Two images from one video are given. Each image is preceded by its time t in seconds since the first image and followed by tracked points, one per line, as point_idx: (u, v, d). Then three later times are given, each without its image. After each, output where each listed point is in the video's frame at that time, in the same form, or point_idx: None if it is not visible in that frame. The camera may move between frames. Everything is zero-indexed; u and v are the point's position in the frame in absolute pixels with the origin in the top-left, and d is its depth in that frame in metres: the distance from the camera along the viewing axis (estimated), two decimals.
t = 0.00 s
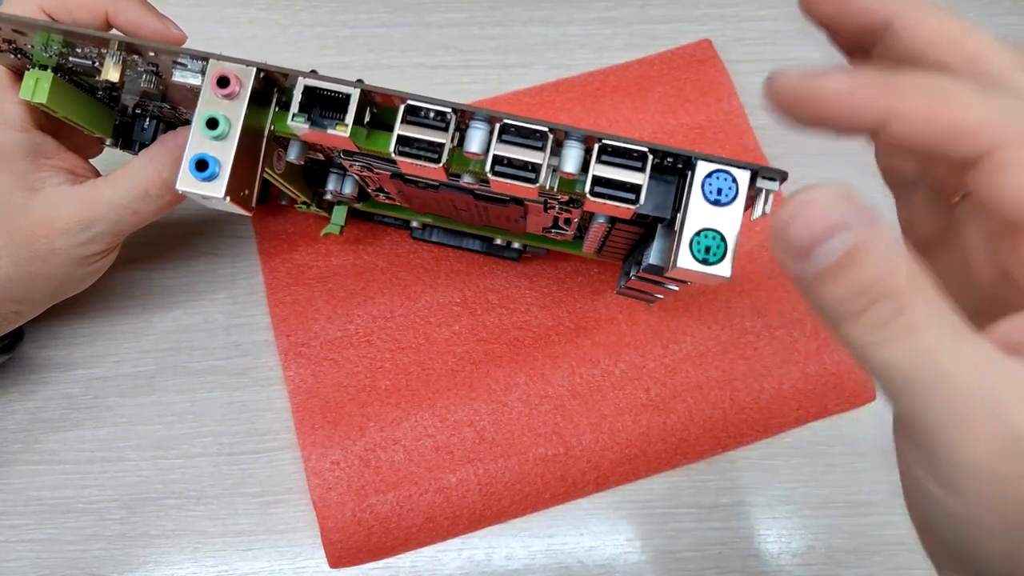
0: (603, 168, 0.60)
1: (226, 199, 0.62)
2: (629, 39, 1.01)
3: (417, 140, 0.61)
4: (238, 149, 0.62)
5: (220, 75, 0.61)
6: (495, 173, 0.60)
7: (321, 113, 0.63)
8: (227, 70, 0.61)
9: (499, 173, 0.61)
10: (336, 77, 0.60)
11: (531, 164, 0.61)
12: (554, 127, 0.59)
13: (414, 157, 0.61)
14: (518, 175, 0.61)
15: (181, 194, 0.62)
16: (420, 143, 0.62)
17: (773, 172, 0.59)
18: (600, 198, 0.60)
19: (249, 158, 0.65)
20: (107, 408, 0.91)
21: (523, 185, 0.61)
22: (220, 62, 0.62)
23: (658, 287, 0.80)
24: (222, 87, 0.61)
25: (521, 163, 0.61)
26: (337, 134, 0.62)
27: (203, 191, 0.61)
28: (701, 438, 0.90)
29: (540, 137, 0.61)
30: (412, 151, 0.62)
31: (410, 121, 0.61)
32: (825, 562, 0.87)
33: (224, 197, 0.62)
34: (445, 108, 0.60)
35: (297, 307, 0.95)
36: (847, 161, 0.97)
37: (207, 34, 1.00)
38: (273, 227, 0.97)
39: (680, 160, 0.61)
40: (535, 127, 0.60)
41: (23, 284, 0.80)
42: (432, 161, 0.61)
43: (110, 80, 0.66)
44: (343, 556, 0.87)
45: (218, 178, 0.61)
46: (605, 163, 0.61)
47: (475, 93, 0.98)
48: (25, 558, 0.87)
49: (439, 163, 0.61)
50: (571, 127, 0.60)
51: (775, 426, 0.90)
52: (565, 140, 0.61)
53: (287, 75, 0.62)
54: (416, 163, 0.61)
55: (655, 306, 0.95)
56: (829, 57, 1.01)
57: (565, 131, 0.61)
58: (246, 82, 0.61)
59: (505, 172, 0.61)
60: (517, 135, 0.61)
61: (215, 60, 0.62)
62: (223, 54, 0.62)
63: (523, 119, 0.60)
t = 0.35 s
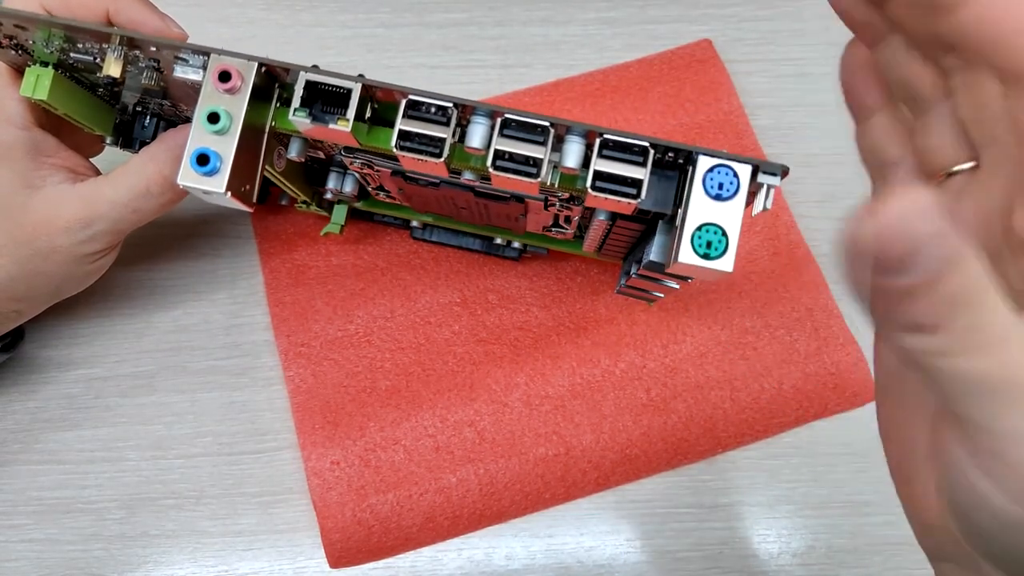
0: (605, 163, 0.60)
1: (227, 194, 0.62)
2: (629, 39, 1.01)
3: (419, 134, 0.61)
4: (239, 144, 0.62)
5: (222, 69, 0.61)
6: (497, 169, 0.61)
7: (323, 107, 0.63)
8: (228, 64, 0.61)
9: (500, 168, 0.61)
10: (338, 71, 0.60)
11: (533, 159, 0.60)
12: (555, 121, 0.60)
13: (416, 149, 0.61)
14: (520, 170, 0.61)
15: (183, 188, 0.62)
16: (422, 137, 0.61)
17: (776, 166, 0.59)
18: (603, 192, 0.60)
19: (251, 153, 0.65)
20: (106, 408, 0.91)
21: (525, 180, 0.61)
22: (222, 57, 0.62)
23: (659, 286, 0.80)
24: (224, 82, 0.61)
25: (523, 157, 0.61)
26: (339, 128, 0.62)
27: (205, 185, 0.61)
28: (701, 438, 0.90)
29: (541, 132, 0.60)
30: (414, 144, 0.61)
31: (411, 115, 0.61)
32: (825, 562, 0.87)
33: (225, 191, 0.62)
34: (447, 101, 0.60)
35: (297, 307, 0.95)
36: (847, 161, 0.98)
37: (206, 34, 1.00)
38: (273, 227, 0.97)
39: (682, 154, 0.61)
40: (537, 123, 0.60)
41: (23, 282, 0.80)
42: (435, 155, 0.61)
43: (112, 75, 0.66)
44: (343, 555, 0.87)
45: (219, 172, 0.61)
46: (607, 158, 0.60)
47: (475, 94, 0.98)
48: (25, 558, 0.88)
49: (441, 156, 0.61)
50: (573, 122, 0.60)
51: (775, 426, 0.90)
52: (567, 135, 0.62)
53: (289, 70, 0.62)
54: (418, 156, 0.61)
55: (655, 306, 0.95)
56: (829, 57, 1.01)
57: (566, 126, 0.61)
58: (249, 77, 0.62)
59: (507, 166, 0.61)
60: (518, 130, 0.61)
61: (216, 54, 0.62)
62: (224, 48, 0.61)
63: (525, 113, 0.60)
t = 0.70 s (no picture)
0: (605, 161, 0.60)
1: (227, 193, 0.62)
2: (629, 39, 1.01)
3: (420, 133, 0.61)
4: (240, 143, 0.62)
5: (222, 68, 0.61)
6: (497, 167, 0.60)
7: (323, 105, 0.63)
8: (228, 63, 0.61)
9: (500, 166, 0.61)
10: (338, 70, 0.60)
11: (533, 157, 0.60)
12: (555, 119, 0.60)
13: (416, 148, 0.61)
14: (520, 169, 0.60)
15: (183, 186, 0.62)
16: (423, 136, 0.61)
17: (776, 165, 0.59)
18: (603, 190, 0.60)
19: (251, 152, 0.65)
20: (106, 408, 0.91)
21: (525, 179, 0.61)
22: (221, 56, 0.62)
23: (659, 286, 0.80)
24: (224, 80, 0.61)
25: (523, 156, 0.60)
26: (339, 127, 0.62)
27: (205, 184, 0.61)
28: (701, 438, 0.90)
29: (542, 130, 0.60)
30: (414, 143, 0.61)
31: (412, 114, 0.61)
32: (825, 563, 0.86)
33: (225, 190, 0.61)
34: (447, 99, 0.60)
35: (297, 307, 0.95)
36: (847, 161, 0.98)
37: (207, 34, 1.00)
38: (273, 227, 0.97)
39: (682, 153, 0.61)
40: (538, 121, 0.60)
41: (22, 282, 0.80)
42: (435, 154, 0.61)
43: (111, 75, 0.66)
44: (342, 555, 0.87)
45: (219, 171, 0.61)
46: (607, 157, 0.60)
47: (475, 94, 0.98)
48: (25, 558, 0.87)
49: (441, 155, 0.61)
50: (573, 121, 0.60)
51: (775, 425, 0.90)
52: (567, 134, 0.62)
53: (290, 69, 0.62)
54: (419, 155, 0.61)
55: (655, 306, 0.95)
56: (829, 58, 1.01)
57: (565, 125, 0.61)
58: (250, 76, 0.62)
59: (507, 164, 0.61)
60: (518, 129, 0.60)
61: (216, 53, 0.62)
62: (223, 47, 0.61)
63: (526, 112, 0.60)
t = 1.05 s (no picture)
0: (605, 160, 0.60)
1: (227, 192, 0.62)
2: (630, 39, 1.01)
3: (420, 133, 0.61)
4: (239, 143, 0.62)
5: (222, 68, 0.61)
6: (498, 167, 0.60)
7: (323, 105, 0.63)
8: (228, 63, 0.61)
9: (500, 166, 0.61)
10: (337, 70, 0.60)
11: (533, 157, 0.60)
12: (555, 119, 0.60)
13: (416, 148, 0.61)
14: (519, 168, 0.60)
15: (183, 186, 0.62)
16: (423, 135, 0.61)
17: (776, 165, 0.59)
18: (602, 190, 0.60)
19: (251, 152, 0.65)
20: (106, 408, 0.91)
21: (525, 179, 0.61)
22: (221, 55, 0.62)
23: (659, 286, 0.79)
24: (224, 80, 0.61)
25: (522, 156, 0.60)
26: (339, 127, 0.62)
27: (206, 183, 0.61)
28: (701, 438, 0.90)
29: (541, 129, 0.60)
30: (415, 142, 0.61)
31: (412, 114, 0.61)
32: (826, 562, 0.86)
33: (225, 189, 0.61)
34: (447, 98, 0.60)
35: (298, 307, 0.95)
36: (846, 161, 0.98)
37: (207, 34, 1.00)
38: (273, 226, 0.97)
39: (682, 152, 0.62)
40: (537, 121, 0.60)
41: (22, 282, 0.80)
42: (435, 153, 0.61)
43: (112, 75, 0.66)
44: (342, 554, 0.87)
45: (219, 171, 0.61)
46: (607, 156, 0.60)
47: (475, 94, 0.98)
48: (25, 558, 0.87)
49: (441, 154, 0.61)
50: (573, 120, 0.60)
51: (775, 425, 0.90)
52: (567, 133, 0.62)
53: (290, 68, 0.62)
54: (419, 154, 0.61)
55: (655, 306, 0.95)
56: (828, 58, 1.01)
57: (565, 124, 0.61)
58: (250, 76, 0.62)
59: (506, 164, 0.60)
60: (518, 129, 0.60)
61: (216, 53, 0.62)
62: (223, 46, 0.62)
63: (526, 112, 0.60)
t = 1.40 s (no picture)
0: (606, 154, 0.60)
1: (227, 186, 0.62)
2: (630, 39, 1.01)
3: (421, 126, 0.61)
4: (241, 137, 0.62)
5: (224, 62, 0.61)
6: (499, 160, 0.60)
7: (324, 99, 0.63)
8: (230, 57, 0.61)
9: (501, 160, 0.60)
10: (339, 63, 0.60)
11: (534, 150, 0.60)
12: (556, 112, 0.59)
13: (417, 141, 0.61)
14: (520, 162, 0.60)
15: (185, 180, 0.62)
16: (424, 129, 0.61)
17: (777, 158, 0.59)
18: (603, 184, 0.60)
19: (252, 146, 0.64)
20: (105, 408, 0.91)
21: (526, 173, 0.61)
22: (223, 49, 0.62)
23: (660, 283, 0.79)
24: (225, 74, 0.61)
25: (523, 149, 0.60)
26: (340, 121, 0.61)
27: (207, 177, 0.61)
28: (700, 438, 0.90)
29: (542, 123, 0.60)
30: (416, 136, 0.61)
31: (413, 107, 0.61)
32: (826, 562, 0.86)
33: (226, 183, 0.61)
34: (448, 92, 0.60)
35: (298, 307, 0.95)
36: (846, 161, 0.98)
37: (207, 34, 1.00)
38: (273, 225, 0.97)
39: (682, 146, 0.62)
40: (538, 115, 0.60)
41: (22, 280, 0.80)
42: (435, 147, 0.61)
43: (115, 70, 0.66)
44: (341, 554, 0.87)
45: (220, 164, 0.61)
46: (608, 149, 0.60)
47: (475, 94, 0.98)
48: (25, 558, 0.87)
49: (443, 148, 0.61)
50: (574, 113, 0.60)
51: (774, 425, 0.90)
52: (569, 127, 0.62)
53: (291, 62, 0.62)
54: (420, 148, 0.61)
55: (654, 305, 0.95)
56: (829, 58, 1.01)
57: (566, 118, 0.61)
58: (251, 70, 0.62)
59: (508, 158, 0.60)
60: (519, 123, 0.60)
61: (217, 47, 0.62)
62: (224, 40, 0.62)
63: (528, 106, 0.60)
